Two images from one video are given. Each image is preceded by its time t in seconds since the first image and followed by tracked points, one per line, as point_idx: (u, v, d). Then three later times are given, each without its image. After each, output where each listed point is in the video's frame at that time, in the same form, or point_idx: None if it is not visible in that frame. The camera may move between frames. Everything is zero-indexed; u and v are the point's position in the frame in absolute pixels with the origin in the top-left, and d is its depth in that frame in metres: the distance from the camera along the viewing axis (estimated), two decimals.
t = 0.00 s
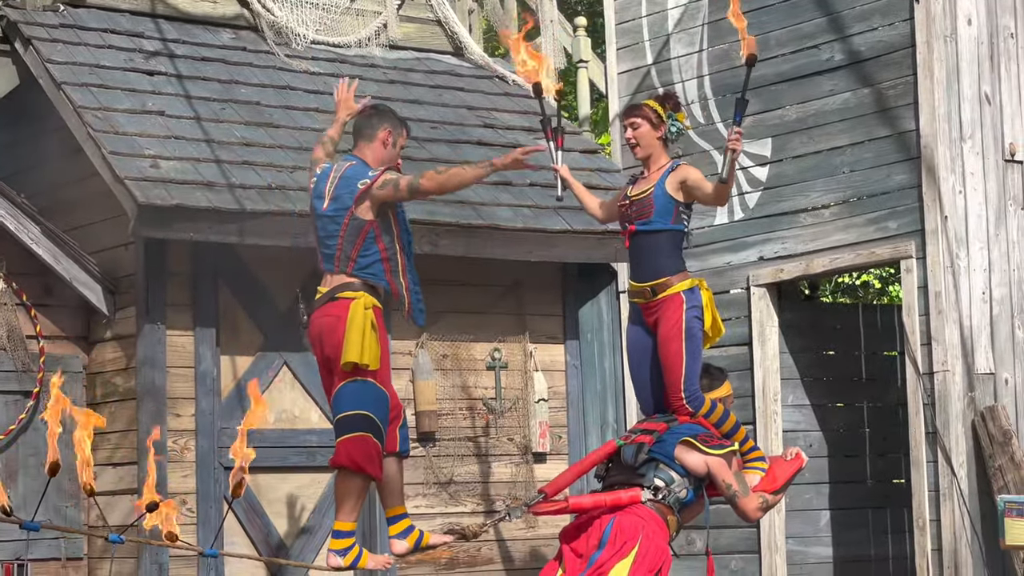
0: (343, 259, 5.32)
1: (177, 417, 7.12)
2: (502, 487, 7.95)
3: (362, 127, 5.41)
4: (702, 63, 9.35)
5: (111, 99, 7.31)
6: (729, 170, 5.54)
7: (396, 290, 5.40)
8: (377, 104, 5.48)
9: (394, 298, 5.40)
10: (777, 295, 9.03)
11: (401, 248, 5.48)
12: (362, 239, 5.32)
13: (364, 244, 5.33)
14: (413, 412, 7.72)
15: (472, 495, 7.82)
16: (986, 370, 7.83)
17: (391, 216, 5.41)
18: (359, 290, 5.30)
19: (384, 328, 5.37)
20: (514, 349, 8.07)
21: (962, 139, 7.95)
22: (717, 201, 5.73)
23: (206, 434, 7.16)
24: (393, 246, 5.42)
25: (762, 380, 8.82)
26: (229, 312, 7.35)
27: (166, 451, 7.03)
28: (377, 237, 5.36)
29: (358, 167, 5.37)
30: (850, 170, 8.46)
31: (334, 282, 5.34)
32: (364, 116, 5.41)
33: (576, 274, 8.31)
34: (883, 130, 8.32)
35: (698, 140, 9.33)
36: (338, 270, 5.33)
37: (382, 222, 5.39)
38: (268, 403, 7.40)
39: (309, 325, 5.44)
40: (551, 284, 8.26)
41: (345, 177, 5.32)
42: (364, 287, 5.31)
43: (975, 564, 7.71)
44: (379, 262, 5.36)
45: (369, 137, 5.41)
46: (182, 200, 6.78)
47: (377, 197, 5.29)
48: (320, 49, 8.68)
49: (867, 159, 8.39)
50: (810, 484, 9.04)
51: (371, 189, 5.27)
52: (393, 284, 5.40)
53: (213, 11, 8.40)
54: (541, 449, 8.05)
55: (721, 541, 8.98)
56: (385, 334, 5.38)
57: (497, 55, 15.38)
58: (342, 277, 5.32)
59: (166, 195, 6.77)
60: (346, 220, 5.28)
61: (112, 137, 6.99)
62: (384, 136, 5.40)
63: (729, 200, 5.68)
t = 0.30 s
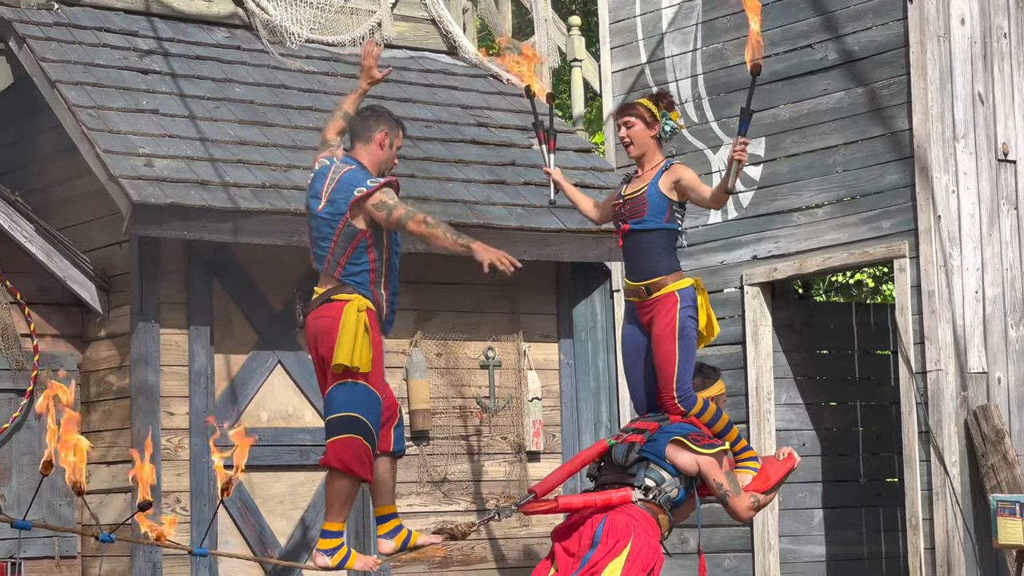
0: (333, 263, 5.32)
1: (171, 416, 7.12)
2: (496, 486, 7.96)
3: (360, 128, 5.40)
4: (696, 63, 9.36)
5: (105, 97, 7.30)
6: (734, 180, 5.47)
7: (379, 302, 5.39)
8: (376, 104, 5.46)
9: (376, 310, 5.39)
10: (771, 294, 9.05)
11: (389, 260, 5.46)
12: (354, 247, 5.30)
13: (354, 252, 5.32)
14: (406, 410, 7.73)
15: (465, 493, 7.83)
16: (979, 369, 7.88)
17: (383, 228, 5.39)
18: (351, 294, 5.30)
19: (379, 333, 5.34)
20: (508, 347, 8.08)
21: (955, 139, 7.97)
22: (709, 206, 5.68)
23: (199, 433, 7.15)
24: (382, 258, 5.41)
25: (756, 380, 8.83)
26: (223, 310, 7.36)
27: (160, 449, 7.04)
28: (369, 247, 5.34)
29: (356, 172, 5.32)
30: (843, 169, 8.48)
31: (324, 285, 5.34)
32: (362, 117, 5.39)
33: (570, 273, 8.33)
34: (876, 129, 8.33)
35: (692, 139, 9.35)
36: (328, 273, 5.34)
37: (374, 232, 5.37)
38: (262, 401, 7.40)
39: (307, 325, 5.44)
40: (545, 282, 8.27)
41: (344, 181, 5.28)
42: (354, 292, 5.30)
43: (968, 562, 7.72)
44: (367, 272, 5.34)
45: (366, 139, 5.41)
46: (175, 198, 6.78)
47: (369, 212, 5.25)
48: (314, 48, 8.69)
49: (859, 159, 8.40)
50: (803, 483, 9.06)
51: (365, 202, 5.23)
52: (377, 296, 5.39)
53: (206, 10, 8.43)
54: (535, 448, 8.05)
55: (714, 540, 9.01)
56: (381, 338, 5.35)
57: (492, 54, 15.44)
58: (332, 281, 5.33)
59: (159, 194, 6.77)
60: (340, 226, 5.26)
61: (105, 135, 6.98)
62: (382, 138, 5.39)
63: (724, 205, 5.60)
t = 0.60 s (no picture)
0: (338, 264, 5.33)
1: (166, 414, 7.12)
2: (491, 485, 7.96)
3: (360, 130, 5.43)
4: (692, 62, 9.37)
5: (101, 95, 7.30)
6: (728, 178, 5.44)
7: (389, 299, 5.40)
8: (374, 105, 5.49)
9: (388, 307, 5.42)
10: (766, 294, 9.06)
11: (395, 255, 5.48)
12: (358, 245, 5.33)
13: (359, 251, 5.34)
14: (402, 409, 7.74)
15: (461, 492, 7.83)
16: (975, 369, 7.90)
17: (387, 225, 5.42)
18: (356, 294, 5.31)
19: (382, 331, 5.36)
20: (503, 346, 8.08)
21: (950, 139, 7.98)
22: (707, 203, 5.70)
23: (196, 432, 7.15)
24: (388, 254, 5.42)
25: (751, 380, 8.84)
26: (219, 308, 7.35)
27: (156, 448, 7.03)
28: (373, 244, 5.36)
29: (356, 172, 5.36)
30: (839, 169, 8.48)
31: (331, 286, 5.36)
32: (361, 119, 5.43)
33: (566, 272, 8.33)
34: (872, 129, 8.34)
35: (687, 138, 9.35)
36: (334, 274, 5.35)
37: (379, 229, 5.39)
38: (257, 400, 7.39)
39: (308, 325, 5.45)
40: (540, 282, 8.28)
41: (344, 182, 5.32)
42: (360, 291, 5.32)
43: (963, 562, 7.73)
44: (373, 269, 5.36)
45: (366, 140, 5.44)
46: (171, 197, 6.78)
47: (371, 209, 5.28)
48: (311, 47, 8.69)
49: (855, 159, 8.41)
50: (798, 482, 9.07)
51: (367, 199, 5.27)
52: (387, 293, 5.41)
53: (203, 8, 8.43)
54: (530, 447, 8.05)
55: (708, 539, 9.02)
56: (382, 336, 5.37)
57: (487, 53, 15.45)
58: (336, 281, 5.34)
59: (155, 192, 6.76)
60: (343, 226, 5.29)
61: (102, 134, 6.98)
62: (382, 139, 5.42)
63: (721, 202, 5.61)
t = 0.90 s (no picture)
0: (336, 262, 5.34)
1: (163, 412, 7.12)
2: (487, 484, 7.97)
3: (362, 127, 5.41)
4: (690, 62, 9.38)
5: (99, 94, 7.30)
6: (729, 179, 5.46)
7: (383, 300, 5.41)
8: (379, 103, 5.46)
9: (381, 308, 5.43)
10: (763, 294, 9.07)
11: (393, 256, 5.48)
12: (357, 245, 5.33)
13: (357, 251, 5.34)
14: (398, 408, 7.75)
15: (457, 491, 7.84)
16: (971, 370, 7.87)
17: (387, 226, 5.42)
18: (353, 291, 5.32)
19: (379, 329, 5.38)
20: (500, 346, 8.09)
21: (947, 140, 7.98)
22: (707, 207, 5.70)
23: (193, 430, 7.16)
24: (386, 255, 5.43)
25: (747, 380, 8.85)
26: (216, 306, 7.36)
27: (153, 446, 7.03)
28: (371, 245, 5.36)
29: (359, 172, 5.32)
30: (836, 170, 8.49)
31: (328, 283, 5.38)
32: (364, 117, 5.40)
33: (562, 272, 8.33)
34: (869, 130, 8.35)
35: (685, 139, 9.36)
36: (330, 271, 5.37)
37: (378, 230, 5.39)
38: (254, 398, 7.39)
39: (307, 322, 5.46)
40: (536, 281, 8.29)
41: (345, 181, 5.29)
42: (356, 290, 5.33)
43: (958, 564, 7.73)
44: (370, 270, 5.37)
45: (369, 138, 5.41)
46: (169, 195, 6.78)
47: (371, 211, 5.26)
48: (308, 46, 8.70)
49: (853, 159, 8.42)
50: (794, 483, 9.07)
51: (368, 201, 5.23)
52: (382, 294, 5.42)
53: (201, 7, 8.44)
54: (526, 447, 8.07)
55: (704, 539, 9.03)
56: (380, 333, 5.39)
57: (485, 52, 15.46)
58: (333, 279, 5.35)
59: (152, 190, 6.77)
60: (342, 225, 5.29)
61: (100, 132, 6.98)
62: (384, 138, 5.40)
63: (722, 205, 5.62)
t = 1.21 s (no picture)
0: (338, 261, 5.34)
1: (163, 411, 7.12)
2: (486, 483, 7.97)
3: (368, 127, 5.42)
4: (690, 63, 9.37)
5: (100, 92, 7.30)
6: (729, 181, 5.46)
7: (382, 301, 5.42)
8: (385, 102, 5.47)
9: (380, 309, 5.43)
10: (763, 295, 9.06)
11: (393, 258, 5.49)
12: (359, 246, 5.33)
13: (360, 251, 5.34)
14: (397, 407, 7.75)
15: (456, 491, 7.83)
16: (970, 371, 7.89)
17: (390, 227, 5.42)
18: (355, 291, 5.33)
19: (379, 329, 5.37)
20: (500, 346, 8.09)
21: (948, 141, 7.99)
22: (705, 209, 5.69)
23: (191, 428, 7.16)
24: (387, 257, 5.43)
25: (747, 381, 8.85)
26: (215, 304, 7.35)
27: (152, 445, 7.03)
28: (373, 247, 5.36)
29: (366, 171, 5.35)
30: (837, 171, 8.49)
31: (329, 281, 5.38)
32: (369, 115, 5.42)
33: (562, 273, 8.32)
34: (869, 131, 8.35)
35: (685, 139, 9.37)
36: (332, 270, 5.37)
37: (381, 231, 5.39)
38: (253, 397, 7.39)
39: (309, 319, 5.46)
40: (536, 281, 8.28)
41: (351, 180, 5.32)
42: (357, 290, 5.33)
43: (957, 565, 7.73)
44: (371, 272, 5.37)
45: (374, 138, 5.43)
46: (168, 193, 6.78)
47: (374, 215, 5.27)
48: (309, 44, 8.70)
49: (853, 160, 8.42)
50: (793, 483, 9.07)
51: (372, 203, 5.25)
52: (381, 295, 5.43)
53: (202, 5, 8.43)
54: (525, 447, 8.08)
55: (703, 539, 9.03)
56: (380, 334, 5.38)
57: (486, 52, 15.45)
58: (335, 278, 5.36)
59: (152, 188, 6.76)
60: (345, 225, 5.29)
61: (100, 130, 6.98)
62: (390, 137, 5.41)
63: (721, 208, 5.61)
